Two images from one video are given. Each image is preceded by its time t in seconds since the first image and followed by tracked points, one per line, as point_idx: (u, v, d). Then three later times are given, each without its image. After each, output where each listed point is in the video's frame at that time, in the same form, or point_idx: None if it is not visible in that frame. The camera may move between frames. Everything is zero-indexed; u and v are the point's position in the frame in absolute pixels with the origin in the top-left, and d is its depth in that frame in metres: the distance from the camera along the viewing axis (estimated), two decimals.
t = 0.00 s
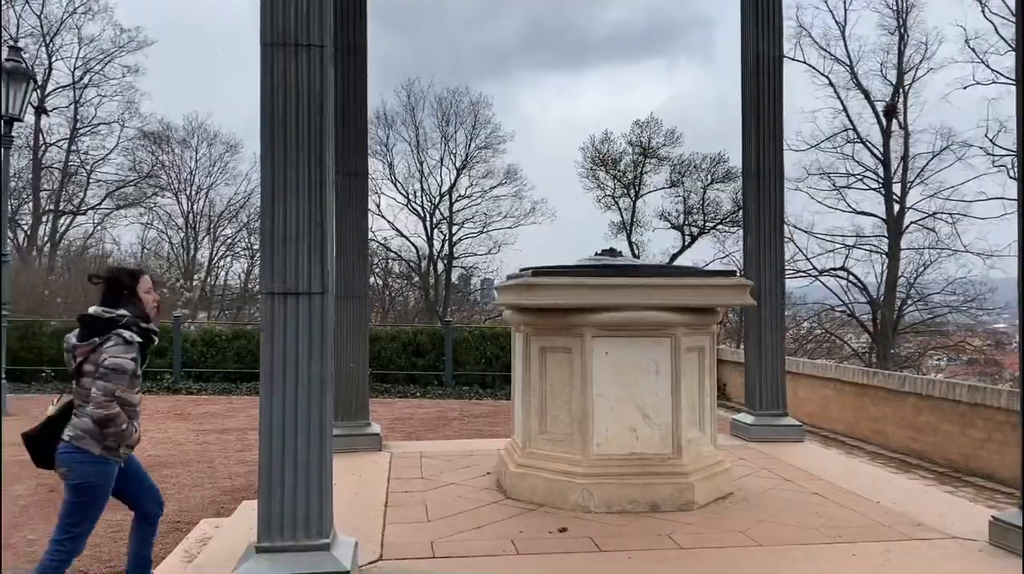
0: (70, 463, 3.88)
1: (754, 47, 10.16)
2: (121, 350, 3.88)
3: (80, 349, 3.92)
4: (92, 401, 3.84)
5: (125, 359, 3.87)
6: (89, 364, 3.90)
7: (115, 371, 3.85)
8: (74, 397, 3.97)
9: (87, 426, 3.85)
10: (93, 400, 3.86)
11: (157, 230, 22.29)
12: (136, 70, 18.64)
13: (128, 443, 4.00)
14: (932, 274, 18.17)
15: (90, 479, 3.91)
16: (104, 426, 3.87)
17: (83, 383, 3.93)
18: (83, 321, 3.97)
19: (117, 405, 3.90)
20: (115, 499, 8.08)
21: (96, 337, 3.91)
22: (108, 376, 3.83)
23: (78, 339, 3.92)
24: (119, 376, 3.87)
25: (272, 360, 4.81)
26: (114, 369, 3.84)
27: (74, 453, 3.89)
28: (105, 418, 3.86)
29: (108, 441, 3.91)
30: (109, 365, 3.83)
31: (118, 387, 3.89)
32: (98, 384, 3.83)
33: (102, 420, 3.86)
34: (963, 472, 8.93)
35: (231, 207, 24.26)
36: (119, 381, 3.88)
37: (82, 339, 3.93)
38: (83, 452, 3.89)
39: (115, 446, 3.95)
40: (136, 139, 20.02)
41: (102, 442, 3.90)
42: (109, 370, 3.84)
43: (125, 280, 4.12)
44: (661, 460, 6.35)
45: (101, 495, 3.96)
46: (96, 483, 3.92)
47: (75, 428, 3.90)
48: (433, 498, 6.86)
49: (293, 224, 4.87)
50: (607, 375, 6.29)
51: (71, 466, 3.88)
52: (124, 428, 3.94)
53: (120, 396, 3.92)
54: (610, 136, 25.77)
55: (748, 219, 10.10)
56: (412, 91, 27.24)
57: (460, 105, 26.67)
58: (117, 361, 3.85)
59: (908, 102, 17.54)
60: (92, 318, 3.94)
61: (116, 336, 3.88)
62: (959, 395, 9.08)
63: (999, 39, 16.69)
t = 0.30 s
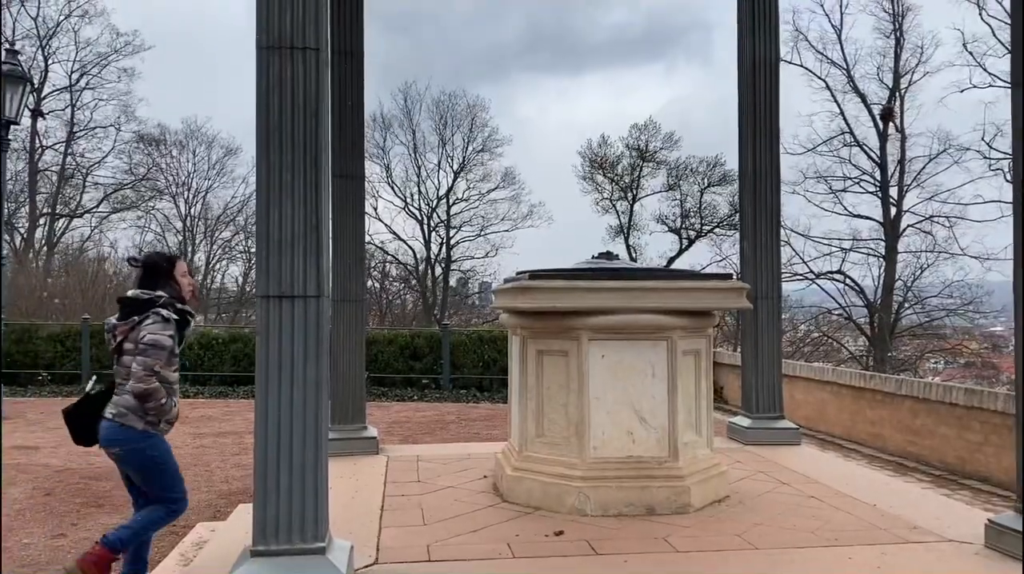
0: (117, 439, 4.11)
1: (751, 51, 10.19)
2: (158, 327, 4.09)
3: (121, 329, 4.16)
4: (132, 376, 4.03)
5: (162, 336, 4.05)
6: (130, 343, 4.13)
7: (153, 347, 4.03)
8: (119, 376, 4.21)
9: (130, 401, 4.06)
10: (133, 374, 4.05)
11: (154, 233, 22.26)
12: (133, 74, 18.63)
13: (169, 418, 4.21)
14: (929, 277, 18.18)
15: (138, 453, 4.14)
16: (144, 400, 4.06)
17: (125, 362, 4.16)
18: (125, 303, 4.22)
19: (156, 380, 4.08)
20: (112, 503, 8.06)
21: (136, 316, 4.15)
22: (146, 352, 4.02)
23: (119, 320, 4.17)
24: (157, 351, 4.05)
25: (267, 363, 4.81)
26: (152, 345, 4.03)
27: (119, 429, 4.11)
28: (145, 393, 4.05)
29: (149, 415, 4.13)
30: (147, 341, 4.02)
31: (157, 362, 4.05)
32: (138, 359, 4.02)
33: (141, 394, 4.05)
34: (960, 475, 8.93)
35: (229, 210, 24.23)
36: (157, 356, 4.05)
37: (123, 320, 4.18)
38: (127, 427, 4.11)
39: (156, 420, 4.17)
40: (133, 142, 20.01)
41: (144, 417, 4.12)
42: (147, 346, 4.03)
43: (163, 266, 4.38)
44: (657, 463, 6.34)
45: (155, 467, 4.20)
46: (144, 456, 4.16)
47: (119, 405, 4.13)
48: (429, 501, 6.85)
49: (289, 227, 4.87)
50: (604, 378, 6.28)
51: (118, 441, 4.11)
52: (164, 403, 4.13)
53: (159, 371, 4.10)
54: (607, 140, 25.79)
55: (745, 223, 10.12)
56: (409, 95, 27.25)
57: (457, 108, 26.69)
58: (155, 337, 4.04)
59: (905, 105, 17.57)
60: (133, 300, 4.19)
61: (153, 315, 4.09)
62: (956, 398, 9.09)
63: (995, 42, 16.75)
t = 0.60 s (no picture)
0: (143, 436, 4.14)
1: (744, 59, 10.25)
2: (171, 324, 4.10)
3: (134, 329, 4.20)
4: (150, 374, 4.06)
5: (175, 333, 4.08)
6: (145, 342, 4.17)
7: (168, 344, 4.05)
8: (136, 376, 4.24)
9: (151, 398, 4.10)
10: (150, 372, 4.08)
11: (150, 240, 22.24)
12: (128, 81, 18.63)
13: (191, 411, 4.26)
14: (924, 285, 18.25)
15: (167, 446, 4.18)
16: (164, 396, 4.10)
17: (141, 361, 4.20)
18: (136, 305, 4.26)
19: (173, 377, 4.11)
20: (105, 511, 8.02)
21: (148, 316, 4.19)
22: (162, 349, 4.04)
23: (131, 320, 4.21)
24: (171, 349, 4.07)
25: (261, 371, 4.80)
26: (166, 342, 4.05)
27: (144, 427, 4.14)
28: (164, 390, 4.08)
29: (172, 410, 4.18)
30: (161, 339, 4.05)
31: (172, 358, 4.07)
32: (154, 357, 4.06)
33: (161, 392, 4.08)
34: (955, 483, 8.93)
35: (225, 217, 24.21)
36: (173, 353, 4.08)
37: (136, 320, 4.21)
38: (152, 424, 4.15)
39: (179, 413, 4.22)
40: (128, 149, 20.00)
41: (168, 411, 4.18)
42: (161, 343, 4.05)
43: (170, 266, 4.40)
44: (652, 470, 6.33)
45: (188, 456, 4.25)
46: (176, 447, 4.20)
47: (138, 404, 4.16)
48: (424, 510, 6.82)
49: (283, 235, 4.88)
50: (599, 385, 6.28)
51: (145, 437, 4.14)
52: (183, 398, 4.16)
53: (175, 368, 4.13)
54: (604, 147, 25.86)
55: (740, 230, 10.15)
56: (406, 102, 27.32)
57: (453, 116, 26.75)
58: (168, 335, 4.06)
59: (899, 112, 17.65)
60: (145, 301, 4.22)
61: (165, 312, 4.11)
62: (951, 405, 9.10)
63: (990, 50, 16.85)
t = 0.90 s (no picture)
0: (142, 445, 4.14)
1: (737, 72, 10.32)
2: (166, 332, 4.09)
3: (131, 338, 4.20)
4: (147, 382, 4.02)
5: (170, 340, 4.06)
6: (142, 351, 4.16)
7: (163, 352, 4.03)
8: (135, 386, 4.23)
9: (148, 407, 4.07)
10: (147, 382, 4.05)
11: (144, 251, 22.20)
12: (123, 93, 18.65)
13: (190, 420, 4.22)
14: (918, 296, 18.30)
15: (166, 456, 4.16)
16: (162, 405, 4.07)
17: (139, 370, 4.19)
18: (132, 314, 4.26)
19: (171, 385, 4.08)
20: (97, 524, 7.96)
21: (143, 325, 4.18)
22: (157, 357, 4.01)
23: (128, 329, 4.20)
24: (167, 356, 4.05)
25: (254, 383, 4.79)
26: (162, 350, 4.03)
27: (143, 436, 4.14)
28: (161, 398, 4.05)
29: (170, 418, 4.16)
30: (156, 347, 4.03)
31: (168, 366, 4.05)
32: (149, 365, 4.03)
33: (159, 400, 4.05)
34: (950, 494, 8.93)
35: (220, 229, 24.19)
36: (169, 361, 4.05)
37: (133, 329, 4.21)
38: (151, 433, 4.14)
39: (177, 422, 4.20)
40: (123, 160, 20.00)
41: (166, 420, 4.16)
42: (157, 352, 4.03)
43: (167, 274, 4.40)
44: (647, 482, 6.31)
45: (188, 465, 4.23)
46: (174, 456, 4.19)
47: (137, 414, 4.15)
48: (418, 522, 6.79)
49: (276, 246, 4.88)
50: (593, 396, 6.27)
51: (143, 447, 4.13)
52: (181, 407, 4.13)
53: (172, 376, 4.10)
54: (599, 159, 25.95)
55: (734, 241, 10.18)
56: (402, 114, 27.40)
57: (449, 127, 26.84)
58: (164, 342, 4.05)
59: (892, 124, 17.75)
60: (140, 311, 4.21)
61: (160, 320, 4.10)
62: (946, 416, 9.12)
63: (982, 62, 16.99)
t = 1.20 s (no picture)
0: (132, 464, 4.13)
1: (731, 89, 10.42)
2: (156, 351, 4.09)
3: (121, 357, 4.20)
4: (137, 403, 4.04)
5: (161, 360, 4.06)
6: (132, 370, 4.15)
7: (153, 372, 4.04)
8: (126, 405, 4.23)
9: (138, 427, 4.08)
10: (137, 401, 4.06)
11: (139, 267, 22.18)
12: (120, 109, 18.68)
13: (180, 440, 4.22)
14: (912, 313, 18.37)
15: (156, 475, 4.15)
16: (152, 425, 4.08)
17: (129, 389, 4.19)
18: (123, 333, 4.25)
19: (161, 405, 4.08)
20: (89, 543, 7.90)
21: (134, 344, 4.18)
22: (147, 377, 4.03)
23: (119, 348, 4.20)
24: (157, 376, 4.05)
25: (248, 400, 4.79)
26: (152, 370, 4.04)
27: (133, 455, 4.13)
28: (151, 418, 4.06)
29: (160, 438, 4.15)
30: (147, 367, 4.04)
31: (159, 386, 4.05)
32: (140, 386, 4.04)
33: (148, 420, 4.06)
34: (945, 511, 8.92)
35: (216, 245, 24.18)
36: (159, 380, 4.06)
37: (124, 348, 4.20)
38: (140, 452, 4.13)
39: (168, 442, 4.19)
40: (119, 177, 20.01)
41: (156, 440, 4.15)
42: (147, 371, 4.04)
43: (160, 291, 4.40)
44: (643, 499, 6.30)
45: (178, 484, 4.21)
46: (164, 476, 4.17)
47: (127, 433, 4.15)
48: (413, 540, 6.75)
49: (270, 261, 4.90)
50: (588, 413, 6.27)
51: (133, 466, 4.13)
52: (171, 426, 4.12)
53: (162, 396, 4.11)
54: (595, 175, 26.08)
55: (728, 257, 10.22)
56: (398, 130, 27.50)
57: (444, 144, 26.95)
58: (154, 362, 4.05)
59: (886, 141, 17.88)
60: (131, 329, 4.21)
61: (150, 339, 4.11)
62: (940, 433, 9.13)
63: (974, 79, 17.17)
